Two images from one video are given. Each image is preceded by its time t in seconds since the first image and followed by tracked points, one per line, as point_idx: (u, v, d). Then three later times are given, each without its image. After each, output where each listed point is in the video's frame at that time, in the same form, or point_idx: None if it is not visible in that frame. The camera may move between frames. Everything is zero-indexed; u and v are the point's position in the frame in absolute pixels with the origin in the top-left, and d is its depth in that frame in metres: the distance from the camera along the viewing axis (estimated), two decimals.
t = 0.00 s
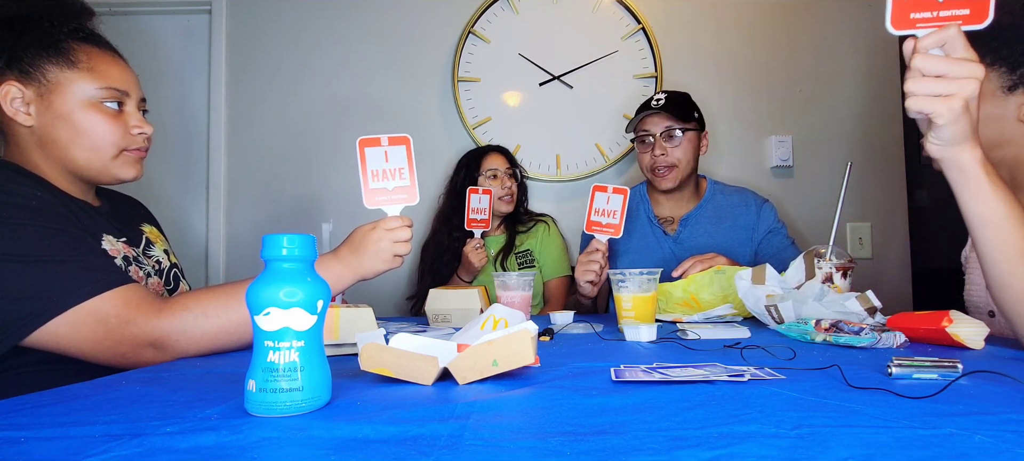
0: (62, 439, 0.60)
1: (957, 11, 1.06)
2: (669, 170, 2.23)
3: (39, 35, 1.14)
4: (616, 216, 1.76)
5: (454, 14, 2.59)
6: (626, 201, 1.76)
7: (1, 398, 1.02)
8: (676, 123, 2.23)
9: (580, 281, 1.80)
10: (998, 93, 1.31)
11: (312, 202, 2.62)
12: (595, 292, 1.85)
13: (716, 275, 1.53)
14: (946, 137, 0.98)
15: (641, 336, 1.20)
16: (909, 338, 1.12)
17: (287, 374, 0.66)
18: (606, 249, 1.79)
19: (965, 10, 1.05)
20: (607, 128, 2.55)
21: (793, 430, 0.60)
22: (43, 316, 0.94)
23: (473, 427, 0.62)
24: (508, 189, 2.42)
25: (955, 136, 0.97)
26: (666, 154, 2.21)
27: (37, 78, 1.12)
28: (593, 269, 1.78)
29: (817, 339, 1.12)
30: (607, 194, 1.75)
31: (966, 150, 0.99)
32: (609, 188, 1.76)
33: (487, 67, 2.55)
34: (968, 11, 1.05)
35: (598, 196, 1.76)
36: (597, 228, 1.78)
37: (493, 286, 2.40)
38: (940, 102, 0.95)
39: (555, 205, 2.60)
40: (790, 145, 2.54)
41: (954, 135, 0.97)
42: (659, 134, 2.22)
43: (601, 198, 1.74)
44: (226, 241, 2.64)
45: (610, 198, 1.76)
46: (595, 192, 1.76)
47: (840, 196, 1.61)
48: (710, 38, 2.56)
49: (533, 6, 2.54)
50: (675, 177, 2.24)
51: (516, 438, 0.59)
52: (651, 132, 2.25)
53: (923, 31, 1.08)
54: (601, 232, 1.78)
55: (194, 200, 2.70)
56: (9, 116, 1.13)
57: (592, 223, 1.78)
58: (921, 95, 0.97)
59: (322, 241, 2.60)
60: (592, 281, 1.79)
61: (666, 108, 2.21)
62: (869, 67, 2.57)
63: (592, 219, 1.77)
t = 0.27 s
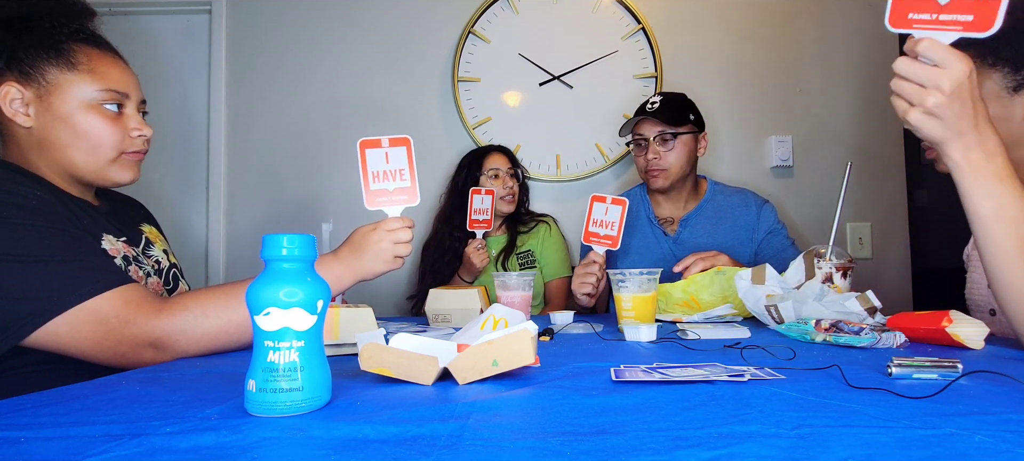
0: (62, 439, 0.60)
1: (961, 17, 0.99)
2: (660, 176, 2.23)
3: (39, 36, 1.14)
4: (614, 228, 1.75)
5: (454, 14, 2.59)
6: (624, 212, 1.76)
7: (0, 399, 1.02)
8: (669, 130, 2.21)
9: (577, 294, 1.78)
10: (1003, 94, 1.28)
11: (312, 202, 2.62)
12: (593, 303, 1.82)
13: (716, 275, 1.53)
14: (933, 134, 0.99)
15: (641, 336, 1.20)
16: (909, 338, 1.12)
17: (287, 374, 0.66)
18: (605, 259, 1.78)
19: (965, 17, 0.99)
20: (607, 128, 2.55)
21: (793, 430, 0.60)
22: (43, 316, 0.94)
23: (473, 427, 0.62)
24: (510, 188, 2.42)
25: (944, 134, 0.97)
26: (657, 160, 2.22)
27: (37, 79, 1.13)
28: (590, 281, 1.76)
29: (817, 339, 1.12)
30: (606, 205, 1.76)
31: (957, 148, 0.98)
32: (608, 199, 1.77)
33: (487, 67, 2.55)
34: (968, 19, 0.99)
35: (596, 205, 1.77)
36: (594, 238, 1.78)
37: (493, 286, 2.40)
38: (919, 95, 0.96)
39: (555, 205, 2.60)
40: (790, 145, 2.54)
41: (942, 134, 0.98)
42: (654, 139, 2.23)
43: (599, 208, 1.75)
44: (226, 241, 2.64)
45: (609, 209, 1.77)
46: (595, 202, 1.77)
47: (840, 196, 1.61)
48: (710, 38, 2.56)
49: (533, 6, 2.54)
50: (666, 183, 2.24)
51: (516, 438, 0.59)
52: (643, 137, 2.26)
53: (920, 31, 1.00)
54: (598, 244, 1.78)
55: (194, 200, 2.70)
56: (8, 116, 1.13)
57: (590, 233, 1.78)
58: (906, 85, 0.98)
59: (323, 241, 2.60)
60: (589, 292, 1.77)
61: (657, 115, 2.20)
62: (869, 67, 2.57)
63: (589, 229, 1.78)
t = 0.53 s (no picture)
0: (62, 439, 0.60)
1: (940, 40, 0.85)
2: (661, 175, 2.23)
3: (38, 37, 1.13)
4: (600, 232, 1.75)
5: (454, 14, 2.60)
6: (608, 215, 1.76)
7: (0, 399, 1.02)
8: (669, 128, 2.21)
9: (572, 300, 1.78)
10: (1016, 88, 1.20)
11: (312, 202, 2.62)
12: (590, 309, 1.82)
13: (716, 275, 1.53)
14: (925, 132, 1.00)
15: (641, 336, 1.20)
16: (909, 338, 1.12)
17: (287, 374, 0.66)
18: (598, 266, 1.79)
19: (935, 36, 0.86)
20: (607, 128, 2.55)
21: (793, 430, 0.60)
22: (43, 316, 0.94)
23: (473, 427, 0.62)
24: (511, 189, 2.44)
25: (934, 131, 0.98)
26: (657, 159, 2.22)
27: (36, 81, 1.12)
28: (583, 288, 1.77)
29: (817, 339, 1.12)
30: (589, 210, 1.77)
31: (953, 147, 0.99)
32: (590, 204, 1.78)
33: (487, 67, 2.55)
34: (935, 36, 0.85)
35: (579, 212, 1.78)
36: (584, 245, 1.77)
37: (493, 286, 2.40)
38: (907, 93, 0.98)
39: (555, 205, 2.60)
40: (790, 145, 2.54)
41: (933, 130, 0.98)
42: (654, 137, 2.23)
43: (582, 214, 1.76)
44: (226, 241, 2.64)
45: (593, 214, 1.77)
46: (577, 208, 1.78)
47: (841, 196, 1.61)
48: (710, 38, 2.56)
49: (533, 6, 2.54)
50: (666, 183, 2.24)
51: (516, 438, 0.59)
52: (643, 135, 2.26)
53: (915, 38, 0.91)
54: (588, 251, 1.77)
55: (194, 200, 2.70)
56: (8, 119, 1.13)
57: (579, 242, 1.77)
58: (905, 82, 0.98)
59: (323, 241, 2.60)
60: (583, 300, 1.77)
61: (658, 113, 2.20)
62: (869, 67, 2.57)
63: (578, 237, 1.77)
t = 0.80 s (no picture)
0: (62, 439, 0.60)
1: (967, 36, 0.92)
2: (659, 173, 2.23)
3: (37, 39, 1.13)
4: (603, 232, 1.75)
5: (454, 14, 2.59)
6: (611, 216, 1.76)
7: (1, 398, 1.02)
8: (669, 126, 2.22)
9: (574, 300, 1.80)
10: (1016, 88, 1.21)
11: (312, 202, 2.62)
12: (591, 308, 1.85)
13: (716, 275, 1.53)
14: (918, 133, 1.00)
15: (641, 336, 1.20)
16: (909, 338, 1.12)
17: (287, 374, 0.66)
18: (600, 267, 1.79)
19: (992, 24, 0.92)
20: (607, 128, 2.55)
21: (793, 430, 0.60)
22: (42, 316, 0.94)
23: (473, 427, 0.62)
24: (513, 189, 2.43)
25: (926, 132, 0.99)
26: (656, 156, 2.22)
27: (35, 83, 1.12)
28: (586, 289, 1.78)
29: (817, 339, 1.12)
30: (592, 210, 1.77)
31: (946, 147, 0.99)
32: (593, 204, 1.78)
33: (487, 67, 2.55)
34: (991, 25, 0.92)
35: (582, 212, 1.77)
36: (586, 245, 1.77)
37: (493, 286, 2.40)
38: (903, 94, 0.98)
39: (555, 205, 2.60)
40: (790, 145, 2.54)
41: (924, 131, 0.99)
42: (654, 134, 2.23)
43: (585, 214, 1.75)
44: (226, 241, 2.64)
45: (595, 214, 1.77)
46: (580, 208, 1.78)
47: (840, 196, 1.60)
48: (710, 38, 2.56)
49: (533, 6, 2.54)
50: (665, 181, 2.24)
51: (516, 439, 0.59)
52: (643, 133, 2.27)
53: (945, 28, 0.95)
54: (590, 250, 1.77)
55: (194, 200, 2.70)
56: (7, 120, 1.13)
57: (581, 241, 1.77)
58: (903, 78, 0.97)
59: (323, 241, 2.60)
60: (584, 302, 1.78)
61: (659, 110, 2.21)
62: (869, 67, 2.57)
63: (580, 237, 1.77)
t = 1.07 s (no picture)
0: (62, 439, 0.60)
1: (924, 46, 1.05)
2: (658, 168, 2.22)
3: (36, 40, 1.13)
4: (607, 233, 1.76)
5: (454, 14, 2.59)
6: (615, 216, 1.76)
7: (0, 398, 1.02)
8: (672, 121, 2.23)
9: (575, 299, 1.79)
10: (988, 94, 1.28)
11: (312, 202, 2.62)
12: (592, 307, 1.85)
13: (715, 275, 1.53)
14: (924, 136, 1.00)
15: (641, 336, 1.20)
16: (908, 338, 1.12)
17: (287, 374, 0.66)
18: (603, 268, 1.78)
19: (932, 21, 1.06)
20: (607, 128, 2.55)
21: (793, 430, 0.60)
22: (42, 316, 0.94)
23: (473, 427, 0.62)
24: (513, 189, 2.43)
25: (931, 133, 0.99)
26: (656, 150, 2.22)
27: (34, 84, 1.12)
28: (587, 289, 1.77)
29: (817, 339, 1.12)
30: (597, 211, 1.77)
31: (949, 146, 0.99)
32: (597, 205, 1.78)
33: (487, 67, 2.55)
34: (935, 23, 1.06)
35: (586, 212, 1.78)
36: (590, 245, 1.78)
37: (493, 286, 2.40)
38: (904, 104, 0.99)
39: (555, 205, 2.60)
40: (790, 145, 2.54)
41: (929, 133, 0.99)
42: (654, 130, 2.24)
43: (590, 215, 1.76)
44: (226, 241, 2.64)
45: (600, 215, 1.77)
46: (585, 209, 1.78)
47: (840, 196, 1.60)
48: (710, 38, 2.56)
49: (533, 6, 2.54)
50: (662, 178, 2.22)
51: (516, 438, 0.59)
52: (643, 127, 2.27)
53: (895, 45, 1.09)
54: (594, 250, 1.78)
55: (194, 200, 2.70)
56: (7, 121, 1.13)
57: (585, 241, 1.78)
58: (888, 96, 1.00)
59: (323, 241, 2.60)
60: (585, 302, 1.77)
61: (665, 104, 2.23)
62: (869, 67, 2.57)
63: (584, 237, 1.78)
